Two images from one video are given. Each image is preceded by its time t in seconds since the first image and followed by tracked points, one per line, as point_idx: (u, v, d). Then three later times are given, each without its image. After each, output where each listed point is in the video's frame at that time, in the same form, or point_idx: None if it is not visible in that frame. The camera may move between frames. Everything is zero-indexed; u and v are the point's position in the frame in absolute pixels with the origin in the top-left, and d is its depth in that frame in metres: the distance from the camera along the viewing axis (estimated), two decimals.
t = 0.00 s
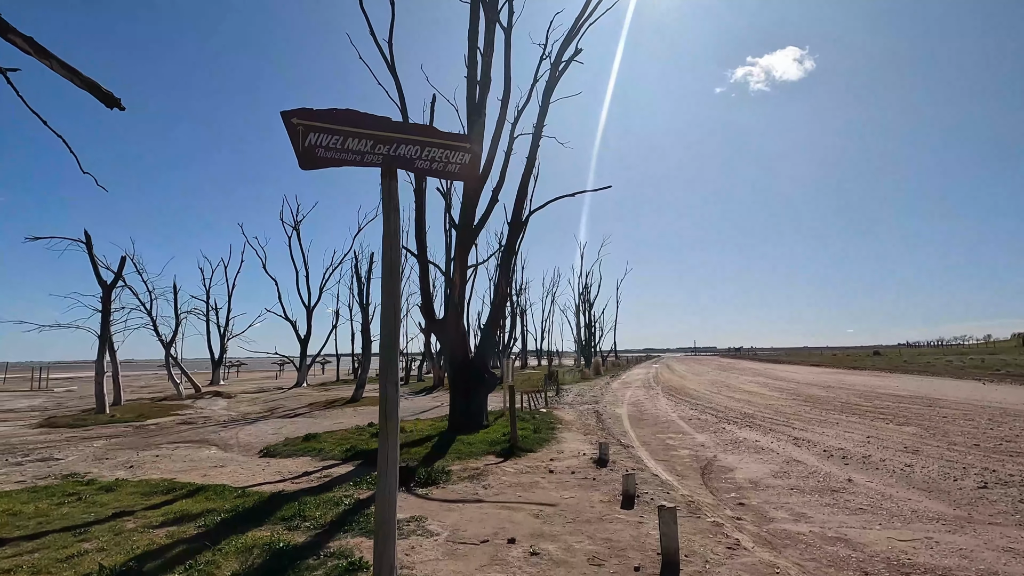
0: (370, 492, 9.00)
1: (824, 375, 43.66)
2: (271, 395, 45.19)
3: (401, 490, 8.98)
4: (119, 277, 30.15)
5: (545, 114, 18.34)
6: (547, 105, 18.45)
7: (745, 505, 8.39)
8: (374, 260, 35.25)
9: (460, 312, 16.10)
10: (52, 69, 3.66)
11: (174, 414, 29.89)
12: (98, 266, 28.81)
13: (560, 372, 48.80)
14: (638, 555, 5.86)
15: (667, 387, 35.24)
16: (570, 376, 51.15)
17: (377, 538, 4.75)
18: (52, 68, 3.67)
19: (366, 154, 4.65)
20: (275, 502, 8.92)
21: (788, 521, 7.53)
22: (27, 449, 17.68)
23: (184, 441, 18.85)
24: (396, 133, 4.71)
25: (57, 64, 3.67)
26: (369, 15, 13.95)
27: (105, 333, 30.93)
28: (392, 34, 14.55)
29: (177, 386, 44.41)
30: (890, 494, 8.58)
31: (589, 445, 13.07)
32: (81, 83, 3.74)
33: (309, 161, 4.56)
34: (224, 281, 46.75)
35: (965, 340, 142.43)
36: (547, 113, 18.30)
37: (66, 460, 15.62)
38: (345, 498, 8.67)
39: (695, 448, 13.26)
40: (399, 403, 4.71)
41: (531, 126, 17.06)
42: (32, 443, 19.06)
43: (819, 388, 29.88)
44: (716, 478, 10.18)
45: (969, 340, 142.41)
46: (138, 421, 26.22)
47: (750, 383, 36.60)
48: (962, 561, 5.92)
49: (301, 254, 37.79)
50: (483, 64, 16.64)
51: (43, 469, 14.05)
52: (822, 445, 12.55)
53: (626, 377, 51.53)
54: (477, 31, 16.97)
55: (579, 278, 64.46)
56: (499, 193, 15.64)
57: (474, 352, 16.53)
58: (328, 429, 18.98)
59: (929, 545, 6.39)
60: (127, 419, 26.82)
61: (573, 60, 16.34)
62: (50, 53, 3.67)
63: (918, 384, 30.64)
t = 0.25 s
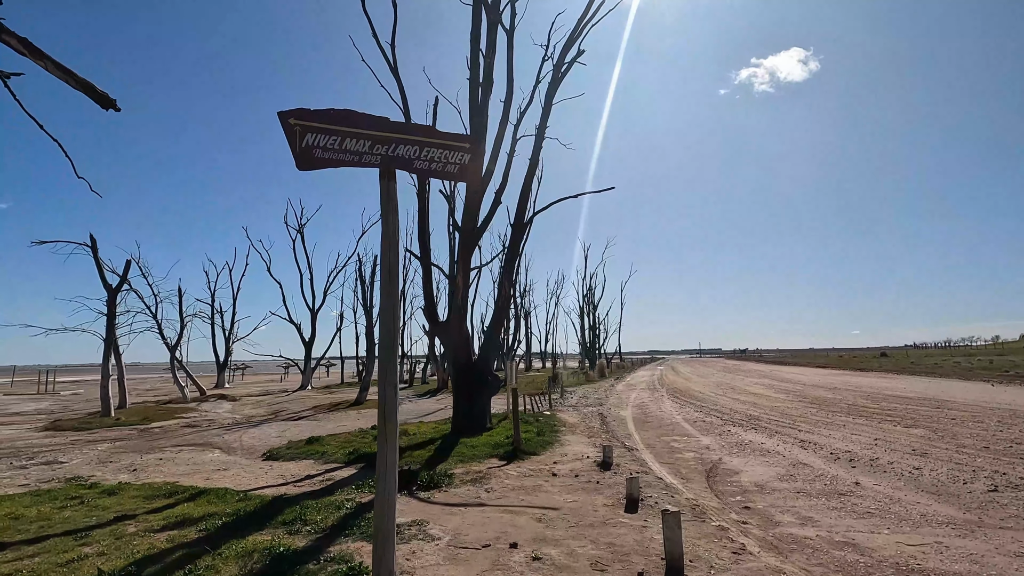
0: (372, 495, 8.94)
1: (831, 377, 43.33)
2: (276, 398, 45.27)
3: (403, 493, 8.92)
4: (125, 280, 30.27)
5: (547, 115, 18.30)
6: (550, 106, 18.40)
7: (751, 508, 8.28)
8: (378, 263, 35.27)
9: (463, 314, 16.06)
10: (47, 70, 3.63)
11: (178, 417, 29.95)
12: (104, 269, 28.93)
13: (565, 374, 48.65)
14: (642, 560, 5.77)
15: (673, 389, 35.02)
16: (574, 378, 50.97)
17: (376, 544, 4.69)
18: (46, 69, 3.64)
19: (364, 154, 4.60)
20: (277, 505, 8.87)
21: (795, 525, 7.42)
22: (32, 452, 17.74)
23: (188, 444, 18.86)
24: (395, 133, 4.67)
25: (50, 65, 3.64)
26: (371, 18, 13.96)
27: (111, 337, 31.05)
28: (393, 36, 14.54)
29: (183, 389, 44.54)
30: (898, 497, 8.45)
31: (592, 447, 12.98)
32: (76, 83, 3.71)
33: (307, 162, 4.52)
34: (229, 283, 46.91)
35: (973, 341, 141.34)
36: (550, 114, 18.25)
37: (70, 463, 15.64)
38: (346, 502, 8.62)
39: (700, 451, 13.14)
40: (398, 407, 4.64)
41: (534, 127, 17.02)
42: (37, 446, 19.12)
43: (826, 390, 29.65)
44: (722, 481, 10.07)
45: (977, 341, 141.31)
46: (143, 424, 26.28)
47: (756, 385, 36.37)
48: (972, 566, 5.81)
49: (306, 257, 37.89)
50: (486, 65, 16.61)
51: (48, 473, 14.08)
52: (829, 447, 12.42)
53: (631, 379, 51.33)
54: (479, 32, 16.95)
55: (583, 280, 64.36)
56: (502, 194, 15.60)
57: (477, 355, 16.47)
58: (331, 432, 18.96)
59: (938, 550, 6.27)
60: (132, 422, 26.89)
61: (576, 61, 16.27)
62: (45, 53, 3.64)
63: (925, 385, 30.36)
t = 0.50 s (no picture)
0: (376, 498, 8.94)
1: (837, 378, 43.10)
2: (280, 400, 45.34)
3: (407, 495, 8.91)
4: (131, 283, 30.40)
5: (551, 117, 18.30)
6: (553, 108, 18.41)
7: (756, 511, 8.23)
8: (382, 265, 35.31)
9: (467, 316, 16.05)
10: (51, 74, 3.65)
11: (184, 419, 30.01)
12: (110, 272, 29.07)
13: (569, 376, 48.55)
14: (648, 564, 5.73)
15: (678, 391, 34.93)
16: (578, 380, 50.89)
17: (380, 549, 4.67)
18: (51, 73, 3.66)
19: (367, 157, 4.60)
20: (281, 507, 8.87)
21: (802, 528, 7.37)
22: (39, 454, 17.82)
23: (193, 446, 18.90)
24: (399, 136, 4.67)
25: (55, 69, 3.66)
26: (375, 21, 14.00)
27: (117, 340, 31.18)
28: (397, 39, 14.59)
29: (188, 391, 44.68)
30: (907, 500, 8.38)
31: (597, 450, 12.94)
32: (80, 86, 3.73)
33: (311, 164, 4.52)
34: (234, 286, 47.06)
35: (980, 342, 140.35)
36: (554, 116, 18.25)
37: (76, 466, 15.69)
38: (351, 504, 8.61)
39: (706, 453, 13.07)
40: (401, 413, 4.63)
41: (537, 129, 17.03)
42: (43, 449, 19.18)
43: (832, 392, 29.48)
44: (727, 484, 10.01)
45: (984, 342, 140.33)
46: (148, 427, 26.36)
47: (761, 387, 36.20)
48: (983, 570, 5.75)
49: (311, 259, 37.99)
50: (489, 67, 16.63)
51: (54, 475, 14.13)
52: (835, 450, 12.33)
53: (635, 380, 51.19)
54: (483, 35, 16.97)
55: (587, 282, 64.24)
56: (506, 196, 15.60)
57: (481, 357, 16.45)
58: (335, 435, 18.96)
59: (947, 554, 6.21)
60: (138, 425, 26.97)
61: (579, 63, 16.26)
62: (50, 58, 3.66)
63: (931, 387, 30.15)
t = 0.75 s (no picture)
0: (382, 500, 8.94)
1: (843, 379, 42.87)
2: (285, 402, 45.46)
3: (412, 497, 8.90)
4: (137, 285, 30.55)
5: (555, 119, 18.30)
6: (557, 110, 18.41)
7: (763, 514, 8.18)
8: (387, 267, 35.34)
9: (471, 318, 16.06)
10: (57, 78, 3.67)
11: (189, 421, 30.12)
12: (116, 275, 29.21)
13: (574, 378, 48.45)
14: (654, 567, 5.70)
15: (683, 393, 34.82)
16: (583, 382, 50.75)
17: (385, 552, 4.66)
18: (58, 77, 3.68)
19: (371, 159, 4.60)
20: (287, 510, 8.88)
21: (809, 531, 7.31)
22: (46, 456, 17.90)
23: (198, 448, 18.95)
24: (403, 138, 4.67)
25: (61, 73, 3.68)
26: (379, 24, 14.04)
27: (123, 342, 31.31)
28: (400, 42, 14.63)
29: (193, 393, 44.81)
30: (915, 502, 8.32)
31: (602, 452, 12.91)
32: (86, 90, 3.74)
33: (316, 167, 4.55)
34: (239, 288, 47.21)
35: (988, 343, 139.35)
36: (557, 118, 18.24)
37: (83, 468, 15.76)
38: (356, 506, 8.62)
39: (711, 455, 13.01)
40: (406, 416, 4.63)
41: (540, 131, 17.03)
42: (49, 451, 19.26)
43: (838, 393, 29.32)
44: (733, 486, 9.96)
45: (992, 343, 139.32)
46: (154, 429, 26.45)
47: (767, 388, 36.00)
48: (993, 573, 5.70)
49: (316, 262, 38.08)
50: (493, 69, 16.64)
51: (60, 477, 14.19)
52: (842, 452, 12.26)
53: (639, 382, 51.05)
54: (486, 37, 16.99)
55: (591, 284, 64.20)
56: (509, 198, 15.60)
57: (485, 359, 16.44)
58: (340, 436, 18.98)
59: (956, 556, 6.17)
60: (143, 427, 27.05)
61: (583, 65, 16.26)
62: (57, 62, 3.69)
63: (939, 388, 29.92)
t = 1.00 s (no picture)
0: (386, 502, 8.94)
1: (849, 381, 42.62)
2: (291, 404, 45.56)
3: (417, 499, 8.89)
4: (143, 288, 30.70)
5: (559, 121, 18.30)
6: (561, 111, 18.43)
7: (770, 516, 8.12)
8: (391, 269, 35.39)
9: (476, 320, 16.05)
10: (64, 81, 3.69)
11: (195, 423, 30.20)
12: (123, 278, 29.37)
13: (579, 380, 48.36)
14: (659, 570, 5.67)
15: (688, 395, 34.67)
16: (588, 384, 50.62)
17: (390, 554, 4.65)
18: (64, 80, 3.70)
19: (376, 160, 4.61)
20: (291, 511, 8.89)
21: (816, 533, 7.26)
22: (53, 458, 18.01)
23: (204, 450, 19.02)
24: (408, 140, 4.67)
25: (68, 76, 3.70)
26: (383, 27, 14.10)
27: (130, 345, 31.46)
28: (404, 45, 14.67)
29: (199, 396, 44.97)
30: (923, 505, 8.25)
31: (607, 454, 12.87)
32: (92, 93, 3.76)
33: (320, 169, 4.57)
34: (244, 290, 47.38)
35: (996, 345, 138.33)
36: (561, 119, 18.24)
37: (89, 470, 15.83)
38: (361, 508, 8.62)
39: (717, 457, 12.95)
40: (411, 418, 4.62)
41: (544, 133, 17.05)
42: (56, 453, 19.37)
43: (845, 395, 29.15)
44: (739, 489, 9.91)
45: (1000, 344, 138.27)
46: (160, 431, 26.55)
47: (773, 390, 35.82)
48: None
49: (321, 264, 38.19)
50: (497, 71, 16.67)
51: (67, 479, 14.26)
52: (849, 454, 12.18)
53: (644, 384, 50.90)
54: (490, 40, 17.02)
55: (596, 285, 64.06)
56: (513, 200, 15.62)
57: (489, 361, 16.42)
58: (345, 439, 18.99)
59: (966, 560, 6.10)
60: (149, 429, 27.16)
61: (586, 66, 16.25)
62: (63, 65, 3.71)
63: (947, 390, 29.66)
